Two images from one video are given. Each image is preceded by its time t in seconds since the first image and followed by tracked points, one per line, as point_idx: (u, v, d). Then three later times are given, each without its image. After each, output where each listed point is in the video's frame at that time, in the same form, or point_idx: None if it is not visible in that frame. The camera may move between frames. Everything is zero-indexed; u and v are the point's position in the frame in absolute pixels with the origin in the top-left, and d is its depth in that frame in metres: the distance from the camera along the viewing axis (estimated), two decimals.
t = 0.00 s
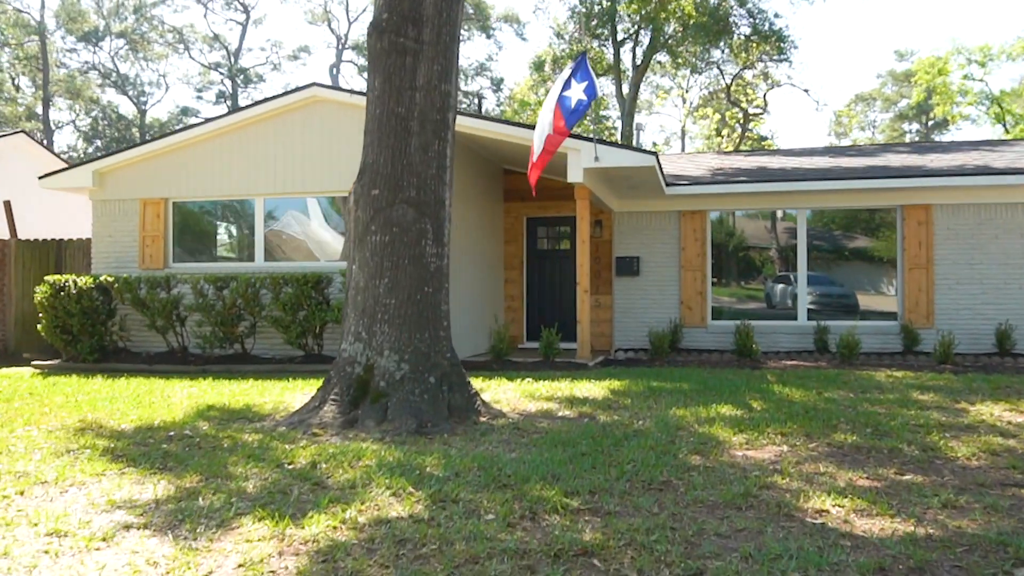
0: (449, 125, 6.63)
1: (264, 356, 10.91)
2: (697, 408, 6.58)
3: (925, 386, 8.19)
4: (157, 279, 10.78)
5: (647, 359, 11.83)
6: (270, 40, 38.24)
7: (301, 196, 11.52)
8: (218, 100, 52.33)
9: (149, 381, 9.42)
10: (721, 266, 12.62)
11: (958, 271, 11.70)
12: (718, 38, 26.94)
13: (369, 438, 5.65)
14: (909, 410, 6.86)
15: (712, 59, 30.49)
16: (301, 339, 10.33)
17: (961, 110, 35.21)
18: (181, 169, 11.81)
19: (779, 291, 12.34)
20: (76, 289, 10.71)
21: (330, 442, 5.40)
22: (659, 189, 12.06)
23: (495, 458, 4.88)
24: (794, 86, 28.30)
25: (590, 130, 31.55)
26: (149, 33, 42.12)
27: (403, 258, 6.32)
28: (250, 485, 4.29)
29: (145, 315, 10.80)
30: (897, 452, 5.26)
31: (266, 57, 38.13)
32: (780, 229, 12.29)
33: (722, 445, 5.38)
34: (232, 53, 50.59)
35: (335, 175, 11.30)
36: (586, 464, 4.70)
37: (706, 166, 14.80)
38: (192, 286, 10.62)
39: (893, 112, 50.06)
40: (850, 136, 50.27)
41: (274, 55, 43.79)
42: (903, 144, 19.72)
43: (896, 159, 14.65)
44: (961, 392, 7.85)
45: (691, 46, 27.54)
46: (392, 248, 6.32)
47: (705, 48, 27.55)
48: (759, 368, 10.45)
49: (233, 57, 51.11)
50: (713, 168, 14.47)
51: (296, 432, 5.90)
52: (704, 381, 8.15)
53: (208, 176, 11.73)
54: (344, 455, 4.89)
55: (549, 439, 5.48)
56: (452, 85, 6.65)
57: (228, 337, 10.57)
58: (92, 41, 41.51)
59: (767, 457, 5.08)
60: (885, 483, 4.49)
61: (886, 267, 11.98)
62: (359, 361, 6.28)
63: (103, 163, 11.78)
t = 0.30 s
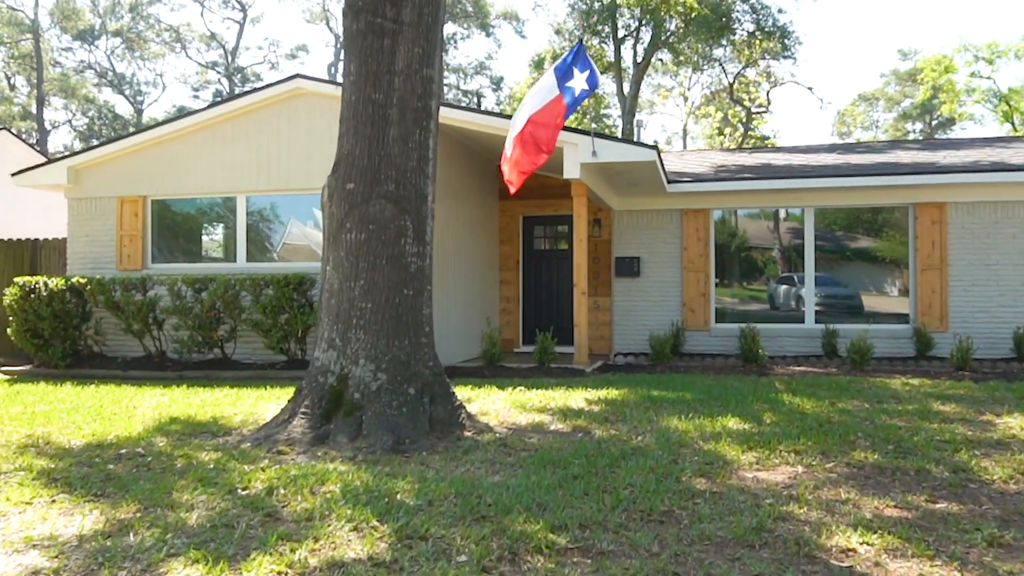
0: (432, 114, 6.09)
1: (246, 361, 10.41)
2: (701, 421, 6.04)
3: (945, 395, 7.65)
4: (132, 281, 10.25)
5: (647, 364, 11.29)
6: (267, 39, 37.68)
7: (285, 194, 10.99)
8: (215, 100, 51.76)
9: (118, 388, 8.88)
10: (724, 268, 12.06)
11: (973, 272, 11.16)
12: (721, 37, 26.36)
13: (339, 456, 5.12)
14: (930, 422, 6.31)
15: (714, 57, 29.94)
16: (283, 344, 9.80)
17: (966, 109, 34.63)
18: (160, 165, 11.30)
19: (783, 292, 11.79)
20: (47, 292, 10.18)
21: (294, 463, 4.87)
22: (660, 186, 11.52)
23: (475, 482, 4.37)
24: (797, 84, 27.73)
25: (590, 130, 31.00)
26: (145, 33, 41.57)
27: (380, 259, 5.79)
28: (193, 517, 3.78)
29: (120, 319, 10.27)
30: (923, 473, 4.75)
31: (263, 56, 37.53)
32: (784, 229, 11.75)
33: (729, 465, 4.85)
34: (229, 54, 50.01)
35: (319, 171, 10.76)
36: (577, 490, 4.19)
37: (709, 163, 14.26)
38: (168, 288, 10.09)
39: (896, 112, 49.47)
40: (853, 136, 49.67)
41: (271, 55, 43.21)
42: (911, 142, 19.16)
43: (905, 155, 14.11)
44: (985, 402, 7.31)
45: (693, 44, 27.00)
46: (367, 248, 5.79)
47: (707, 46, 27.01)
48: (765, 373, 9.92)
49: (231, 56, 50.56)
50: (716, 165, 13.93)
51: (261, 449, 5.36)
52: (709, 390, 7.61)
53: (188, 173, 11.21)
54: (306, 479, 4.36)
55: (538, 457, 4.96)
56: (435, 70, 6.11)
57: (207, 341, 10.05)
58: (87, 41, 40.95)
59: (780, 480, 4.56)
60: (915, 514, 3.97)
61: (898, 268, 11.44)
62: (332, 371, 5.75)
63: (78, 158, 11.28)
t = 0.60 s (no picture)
0: (411, 97, 5.54)
1: (225, 364, 9.90)
2: (708, 434, 5.47)
3: (970, 402, 7.08)
4: (105, 280, 9.72)
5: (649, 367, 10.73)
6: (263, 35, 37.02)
7: (266, 188, 10.44)
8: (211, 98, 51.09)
9: (84, 394, 8.34)
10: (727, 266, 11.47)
11: (991, 270, 10.59)
12: (723, 31, 25.73)
13: (303, 477, 4.58)
14: (958, 435, 5.74)
15: (716, 52, 29.31)
16: (263, 347, 9.26)
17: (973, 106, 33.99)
18: (136, 157, 10.76)
19: (787, 291, 11.24)
20: (14, 291, 9.64)
21: (249, 486, 4.32)
22: (662, 180, 10.96)
23: (450, 511, 3.82)
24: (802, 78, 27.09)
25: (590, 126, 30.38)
26: (140, 29, 40.90)
27: (352, 256, 5.24)
28: (118, 558, 3.24)
29: (91, 320, 9.73)
30: (961, 497, 4.19)
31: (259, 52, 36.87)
32: (787, 227, 11.19)
33: (740, 488, 4.29)
34: (226, 50, 49.32)
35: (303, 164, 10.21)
36: (568, 521, 3.65)
37: (712, 157, 13.69)
38: (142, 287, 9.56)
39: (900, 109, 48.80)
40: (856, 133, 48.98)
41: (268, 50, 42.55)
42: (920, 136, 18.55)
43: (917, 148, 13.52)
44: (1014, 410, 6.75)
45: (695, 38, 26.38)
46: (339, 243, 5.25)
47: (710, 40, 26.39)
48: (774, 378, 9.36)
49: (227, 53, 49.88)
50: (720, 159, 13.35)
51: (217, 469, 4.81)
52: (715, 398, 7.04)
53: (165, 165, 10.67)
54: (258, 508, 3.82)
55: (526, 478, 4.42)
56: (416, 48, 5.55)
57: (182, 344, 9.52)
58: (81, 37, 40.27)
59: (798, 507, 4.01)
60: (961, 552, 3.42)
61: (911, 266, 10.85)
62: (300, 380, 5.21)
63: (49, 150, 10.75)
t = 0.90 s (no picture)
0: (384, 77, 5.00)
1: (202, 369, 9.43)
2: (712, 452, 4.93)
3: (996, 413, 6.53)
4: (74, 281, 9.23)
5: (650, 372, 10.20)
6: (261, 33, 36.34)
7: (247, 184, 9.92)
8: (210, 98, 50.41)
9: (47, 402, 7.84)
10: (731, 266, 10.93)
11: (1010, 271, 10.03)
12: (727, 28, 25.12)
13: (256, 503, 4.06)
14: (989, 451, 5.20)
15: (719, 50, 28.70)
16: (240, 351, 8.76)
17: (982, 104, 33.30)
18: (110, 152, 10.25)
19: (792, 291, 10.69)
20: None
21: (191, 515, 3.81)
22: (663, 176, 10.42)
23: (414, 549, 3.29)
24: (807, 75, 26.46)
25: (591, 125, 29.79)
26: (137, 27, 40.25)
27: (317, 254, 4.71)
28: None
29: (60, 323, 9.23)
30: (1004, 530, 3.65)
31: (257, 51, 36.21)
32: (791, 226, 10.65)
33: (750, 518, 3.76)
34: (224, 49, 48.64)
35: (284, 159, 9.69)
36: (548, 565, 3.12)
37: (715, 153, 13.13)
38: (113, 288, 9.06)
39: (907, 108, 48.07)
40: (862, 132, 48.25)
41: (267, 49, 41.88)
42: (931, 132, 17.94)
43: (929, 144, 12.94)
44: None
45: (699, 35, 25.76)
46: (302, 240, 4.72)
47: (713, 37, 25.78)
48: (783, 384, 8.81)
49: (226, 52, 49.21)
50: (723, 155, 12.80)
51: (160, 493, 4.29)
52: (719, 409, 6.49)
53: (140, 160, 10.16)
54: (191, 545, 3.31)
55: (505, 507, 3.89)
56: (389, 23, 5.01)
57: (155, 348, 9.01)
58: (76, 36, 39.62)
59: (817, 543, 3.47)
60: None
61: (925, 267, 10.30)
62: (259, 393, 4.69)
63: (19, 145, 10.24)
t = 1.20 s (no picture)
0: (350, 58, 4.49)
1: (176, 376, 8.99)
2: (716, 477, 4.41)
3: None
4: (41, 284, 8.74)
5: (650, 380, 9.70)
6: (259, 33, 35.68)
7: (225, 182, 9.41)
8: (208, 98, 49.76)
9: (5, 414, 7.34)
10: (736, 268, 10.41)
11: None
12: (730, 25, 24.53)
13: (194, 541, 3.56)
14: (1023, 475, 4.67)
15: (723, 48, 28.13)
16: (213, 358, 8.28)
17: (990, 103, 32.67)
18: (83, 149, 9.75)
19: (797, 294, 10.16)
20: None
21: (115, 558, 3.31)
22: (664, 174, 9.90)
23: None
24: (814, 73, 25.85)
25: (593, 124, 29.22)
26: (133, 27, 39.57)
27: (274, 255, 4.21)
28: None
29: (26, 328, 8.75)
30: None
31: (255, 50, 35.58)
32: (797, 227, 10.12)
33: (759, 561, 3.25)
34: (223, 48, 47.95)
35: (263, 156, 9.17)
36: None
37: (718, 150, 12.60)
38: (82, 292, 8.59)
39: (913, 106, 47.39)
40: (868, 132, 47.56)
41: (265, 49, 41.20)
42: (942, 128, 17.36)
43: (943, 140, 12.38)
44: None
45: (702, 32, 25.16)
46: (258, 239, 4.22)
47: (717, 35, 25.20)
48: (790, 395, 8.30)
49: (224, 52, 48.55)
50: (727, 152, 12.26)
51: (88, 529, 3.78)
52: (724, 425, 5.96)
53: (113, 158, 9.65)
54: None
55: (475, 547, 3.38)
56: None
57: (125, 355, 8.50)
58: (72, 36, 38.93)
59: None
60: None
61: (939, 270, 9.78)
62: (209, 411, 4.19)
63: None
